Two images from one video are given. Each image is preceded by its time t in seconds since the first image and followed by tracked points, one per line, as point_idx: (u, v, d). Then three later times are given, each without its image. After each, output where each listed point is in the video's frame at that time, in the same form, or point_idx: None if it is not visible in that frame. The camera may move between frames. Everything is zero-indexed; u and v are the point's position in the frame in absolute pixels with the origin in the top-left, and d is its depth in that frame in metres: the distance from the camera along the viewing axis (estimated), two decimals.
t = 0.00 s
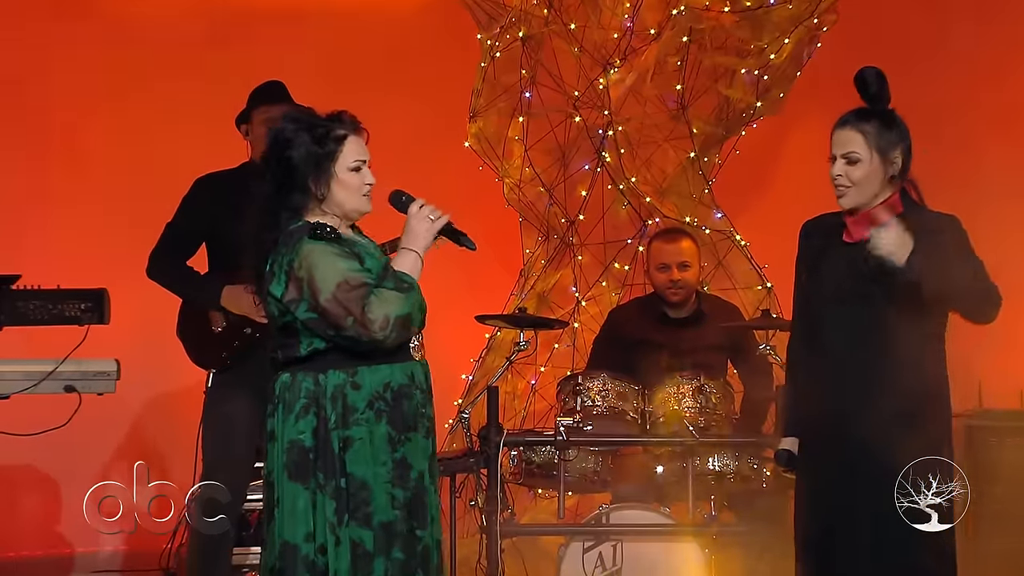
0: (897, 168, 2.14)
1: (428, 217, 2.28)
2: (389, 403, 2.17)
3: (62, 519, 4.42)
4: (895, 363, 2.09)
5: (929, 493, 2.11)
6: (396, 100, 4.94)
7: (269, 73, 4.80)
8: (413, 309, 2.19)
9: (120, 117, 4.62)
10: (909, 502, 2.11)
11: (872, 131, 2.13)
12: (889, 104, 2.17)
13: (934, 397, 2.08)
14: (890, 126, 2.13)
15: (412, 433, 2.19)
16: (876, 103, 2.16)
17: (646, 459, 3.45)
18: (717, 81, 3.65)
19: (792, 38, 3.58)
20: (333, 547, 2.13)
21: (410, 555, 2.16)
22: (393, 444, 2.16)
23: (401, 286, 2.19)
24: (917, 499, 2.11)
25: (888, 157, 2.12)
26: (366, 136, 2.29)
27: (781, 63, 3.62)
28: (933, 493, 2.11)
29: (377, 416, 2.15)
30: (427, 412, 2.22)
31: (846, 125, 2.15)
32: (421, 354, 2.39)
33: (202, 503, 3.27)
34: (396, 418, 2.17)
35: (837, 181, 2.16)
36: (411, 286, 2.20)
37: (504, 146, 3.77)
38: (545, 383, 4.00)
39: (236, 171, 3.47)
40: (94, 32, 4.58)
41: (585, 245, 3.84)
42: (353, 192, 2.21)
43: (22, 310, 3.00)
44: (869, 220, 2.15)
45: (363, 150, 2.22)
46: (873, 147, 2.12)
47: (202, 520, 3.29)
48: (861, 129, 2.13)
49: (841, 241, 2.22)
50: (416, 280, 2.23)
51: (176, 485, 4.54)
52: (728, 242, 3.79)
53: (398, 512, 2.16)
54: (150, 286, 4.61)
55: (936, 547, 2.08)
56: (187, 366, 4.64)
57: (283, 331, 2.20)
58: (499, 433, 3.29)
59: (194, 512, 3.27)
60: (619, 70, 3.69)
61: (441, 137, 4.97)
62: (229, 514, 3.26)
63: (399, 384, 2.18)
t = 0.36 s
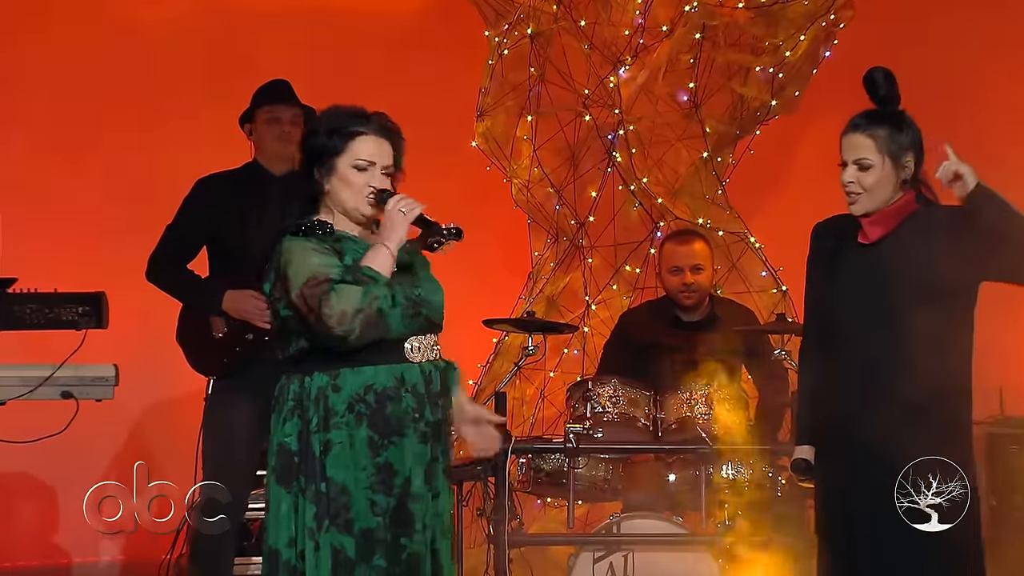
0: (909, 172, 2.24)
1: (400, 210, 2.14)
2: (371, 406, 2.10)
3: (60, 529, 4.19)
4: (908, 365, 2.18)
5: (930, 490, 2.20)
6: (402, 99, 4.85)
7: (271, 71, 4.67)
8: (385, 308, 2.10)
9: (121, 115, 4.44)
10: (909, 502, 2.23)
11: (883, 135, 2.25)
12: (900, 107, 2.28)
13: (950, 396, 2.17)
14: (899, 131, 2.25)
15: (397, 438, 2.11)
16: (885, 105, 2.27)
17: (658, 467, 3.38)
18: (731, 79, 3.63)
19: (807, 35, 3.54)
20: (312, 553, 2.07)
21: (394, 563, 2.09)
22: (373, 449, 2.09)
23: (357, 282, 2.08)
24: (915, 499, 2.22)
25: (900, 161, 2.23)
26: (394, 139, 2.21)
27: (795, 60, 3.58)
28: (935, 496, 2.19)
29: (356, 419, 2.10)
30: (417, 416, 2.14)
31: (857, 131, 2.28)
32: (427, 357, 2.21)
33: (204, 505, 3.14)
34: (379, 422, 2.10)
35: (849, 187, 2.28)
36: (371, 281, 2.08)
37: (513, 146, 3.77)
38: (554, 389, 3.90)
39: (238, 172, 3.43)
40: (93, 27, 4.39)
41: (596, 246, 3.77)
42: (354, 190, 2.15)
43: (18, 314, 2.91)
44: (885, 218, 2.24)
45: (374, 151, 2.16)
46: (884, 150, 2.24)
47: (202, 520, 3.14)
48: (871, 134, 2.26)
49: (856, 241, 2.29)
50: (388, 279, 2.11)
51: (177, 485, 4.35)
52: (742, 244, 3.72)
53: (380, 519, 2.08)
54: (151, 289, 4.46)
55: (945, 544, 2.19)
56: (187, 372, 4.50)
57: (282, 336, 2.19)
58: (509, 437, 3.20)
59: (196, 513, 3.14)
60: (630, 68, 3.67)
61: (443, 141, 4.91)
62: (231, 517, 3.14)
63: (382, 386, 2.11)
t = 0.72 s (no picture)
0: (928, 173, 2.21)
1: (388, 215, 2.21)
2: (354, 417, 2.18)
3: (49, 542, 4.09)
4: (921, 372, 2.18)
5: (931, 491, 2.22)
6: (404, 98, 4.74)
7: (271, 70, 4.57)
8: (365, 313, 2.20)
9: (113, 118, 4.39)
10: (909, 502, 2.24)
11: (902, 137, 2.21)
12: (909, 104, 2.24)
13: (957, 399, 2.18)
14: (916, 131, 2.21)
15: (379, 450, 2.17)
16: (898, 105, 2.24)
17: (668, 478, 3.26)
18: (742, 77, 3.54)
19: (823, 32, 3.39)
20: (291, 560, 2.18)
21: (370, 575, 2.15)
22: (353, 460, 2.17)
23: (330, 286, 2.17)
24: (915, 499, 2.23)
25: (919, 163, 2.20)
26: (419, 137, 2.36)
27: (810, 59, 3.44)
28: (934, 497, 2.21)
29: (340, 427, 2.18)
30: (404, 429, 2.18)
31: (872, 134, 2.23)
32: (424, 366, 2.23)
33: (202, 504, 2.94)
34: (362, 433, 2.18)
35: (868, 193, 2.24)
36: (343, 284, 2.16)
37: (517, 148, 3.65)
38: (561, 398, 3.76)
39: (238, 175, 3.34)
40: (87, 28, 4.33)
41: (603, 250, 3.69)
42: (371, 190, 2.31)
43: (7, 319, 2.83)
44: (903, 223, 2.22)
45: (392, 150, 2.31)
46: (903, 154, 2.20)
47: (201, 519, 2.94)
48: (889, 137, 2.21)
49: (874, 246, 2.23)
50: (366, 284, 2.19)
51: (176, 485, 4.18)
52: (754, 248, 3.59)
53: (356, 531, 2.15)
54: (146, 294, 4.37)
55: (946, 543, 2.21)
56: (184, 381, 4.38)
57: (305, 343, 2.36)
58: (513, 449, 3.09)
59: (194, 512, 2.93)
60: (639, 67, 3.60)
61: (446, 142, 4.78)
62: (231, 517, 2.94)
63: (366, 397, 2.18)
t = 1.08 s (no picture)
0: (953, 174, 2.21)
1: (388, 211, 2.13)
2: (354, 427, 2.09)
3: (31, 559, 4.01)
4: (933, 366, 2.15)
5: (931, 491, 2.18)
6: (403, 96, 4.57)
7: (266, 70, 4.43)
8: (365, 314, 2.11)
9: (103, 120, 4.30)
10: (909, 502, 2.20)
11: (930, 136, 2.20)
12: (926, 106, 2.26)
13: (974, 399, 2.13)
14: (941, 130, 2.21)
15: (377, 462, 2.07)
16: (916, 105, 2.23)
17: (678, 494, 3.12)
18: (755, 77, 3.45)
19: (837, 30, 3.35)
20: None
21: None
22: (351, 472, 2.07)
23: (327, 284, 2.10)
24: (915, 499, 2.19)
25: (947, 162, 2.20)
26: (426, 133, 2.27)
27: (825, 57, 3.39)
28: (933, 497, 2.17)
29: (339, 438, 2.10)
30: (405, 441, 2.08)
31: (897, 135, 2.22)
32: (427, 376, 2.14)
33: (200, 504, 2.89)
34: (361, 445, 2.08)
35: (897, 196, 2.21)
36: (341, 281, 2.08)
37: (520, 149, 3.52)
38: (567, 411, 3.59)
39: (228, 177, 3.23)
40: (74, 29, 4.26)
41: (608, 257, 3.51)
42: (378, 190, 2.22)
43: None
44: (928, 229, 2.19)
45: (398, 148, 2.22)
46: (933, 154, 2.20)
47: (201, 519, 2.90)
48: (917, 137, 2.20)
49: (895, 252, 2.20)
50: (364, 283, 2.10)
51: (177, 484, 4.11)
52: (767, 254, 3.49)
53: (351, 546, 2.05)
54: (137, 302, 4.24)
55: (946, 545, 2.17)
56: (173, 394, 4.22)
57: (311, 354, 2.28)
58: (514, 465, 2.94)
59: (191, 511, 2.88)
60: (646, 65, 3.49)
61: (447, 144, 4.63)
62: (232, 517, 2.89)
63: (366, 407, 2.09)
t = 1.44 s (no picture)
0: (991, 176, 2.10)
1: (390, 212, 1.99)
2: (358, 442, 1.95)
3: None
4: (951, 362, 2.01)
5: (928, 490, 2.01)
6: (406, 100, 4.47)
7: (264, 71, 4.32)
8: (370, 322, 1.97)
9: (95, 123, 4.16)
10: (909, 502, 2.04)
11: (981, 128, 2.10)
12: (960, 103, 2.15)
13: (996, 401, 1.98)
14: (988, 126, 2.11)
15: (384, 478, 1.94)
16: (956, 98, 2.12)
17: (690, 512, 2.96)
18: (771, 77, 3.32)
19: (857, 27, 3.21)
20: None
21: None
22: (357, 489, 1.94)
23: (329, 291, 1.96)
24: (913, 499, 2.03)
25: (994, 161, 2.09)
26: (425, 134, 2.14)
27: (844, 56, 3.26)
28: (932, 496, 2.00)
29: (343, 453, 1.96)
30: (412, 455, 1.95)
31: (951, 118, 2.09)
32: (434, 387, 2.00)
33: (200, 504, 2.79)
34: (367, 460, 1.95)
35: (945, 179, 2.07)
36: (343, 288, 1.95)
37: (526, 152, 3.40)
38: (573, 424, 3.46)
39: (223, 181, 3.11)
40: (67, 28, 4.12)
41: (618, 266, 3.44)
42: (378, 194, 2.08)
43: None
44: (963, 225, 2.06)
45: (396, 149, 2.09)
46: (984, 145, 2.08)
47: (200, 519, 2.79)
48: (974, 124, 2.09)
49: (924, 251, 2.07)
50: (368, 289, 1.96)
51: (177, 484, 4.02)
52: (784, 261, 3.37)
53: (360, 566, 1.92)
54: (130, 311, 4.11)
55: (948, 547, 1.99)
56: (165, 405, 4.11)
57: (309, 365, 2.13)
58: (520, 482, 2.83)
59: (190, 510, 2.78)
60: (657, 64, 3.35)
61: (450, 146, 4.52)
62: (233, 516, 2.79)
63: (370, 420, 1.96)
